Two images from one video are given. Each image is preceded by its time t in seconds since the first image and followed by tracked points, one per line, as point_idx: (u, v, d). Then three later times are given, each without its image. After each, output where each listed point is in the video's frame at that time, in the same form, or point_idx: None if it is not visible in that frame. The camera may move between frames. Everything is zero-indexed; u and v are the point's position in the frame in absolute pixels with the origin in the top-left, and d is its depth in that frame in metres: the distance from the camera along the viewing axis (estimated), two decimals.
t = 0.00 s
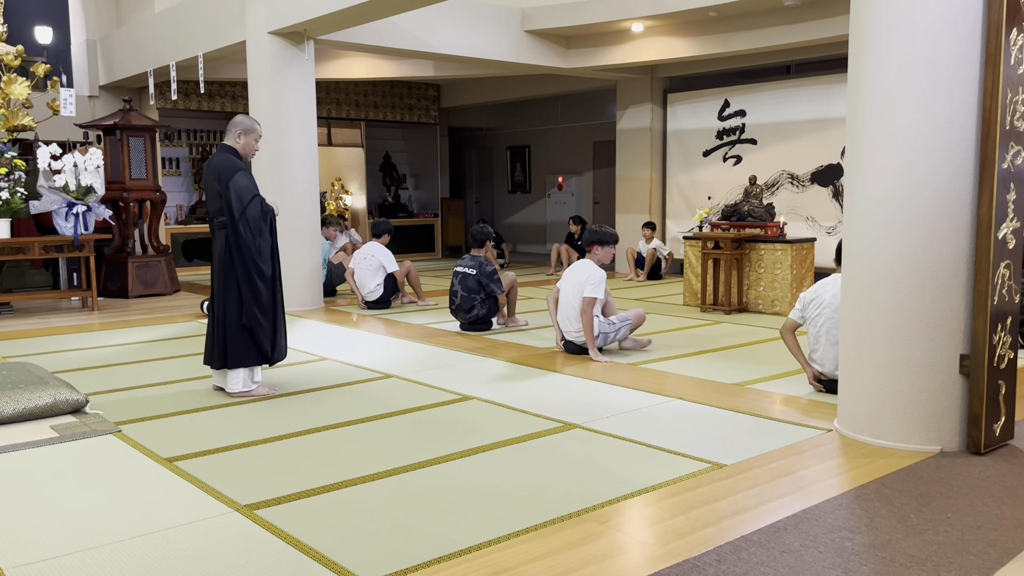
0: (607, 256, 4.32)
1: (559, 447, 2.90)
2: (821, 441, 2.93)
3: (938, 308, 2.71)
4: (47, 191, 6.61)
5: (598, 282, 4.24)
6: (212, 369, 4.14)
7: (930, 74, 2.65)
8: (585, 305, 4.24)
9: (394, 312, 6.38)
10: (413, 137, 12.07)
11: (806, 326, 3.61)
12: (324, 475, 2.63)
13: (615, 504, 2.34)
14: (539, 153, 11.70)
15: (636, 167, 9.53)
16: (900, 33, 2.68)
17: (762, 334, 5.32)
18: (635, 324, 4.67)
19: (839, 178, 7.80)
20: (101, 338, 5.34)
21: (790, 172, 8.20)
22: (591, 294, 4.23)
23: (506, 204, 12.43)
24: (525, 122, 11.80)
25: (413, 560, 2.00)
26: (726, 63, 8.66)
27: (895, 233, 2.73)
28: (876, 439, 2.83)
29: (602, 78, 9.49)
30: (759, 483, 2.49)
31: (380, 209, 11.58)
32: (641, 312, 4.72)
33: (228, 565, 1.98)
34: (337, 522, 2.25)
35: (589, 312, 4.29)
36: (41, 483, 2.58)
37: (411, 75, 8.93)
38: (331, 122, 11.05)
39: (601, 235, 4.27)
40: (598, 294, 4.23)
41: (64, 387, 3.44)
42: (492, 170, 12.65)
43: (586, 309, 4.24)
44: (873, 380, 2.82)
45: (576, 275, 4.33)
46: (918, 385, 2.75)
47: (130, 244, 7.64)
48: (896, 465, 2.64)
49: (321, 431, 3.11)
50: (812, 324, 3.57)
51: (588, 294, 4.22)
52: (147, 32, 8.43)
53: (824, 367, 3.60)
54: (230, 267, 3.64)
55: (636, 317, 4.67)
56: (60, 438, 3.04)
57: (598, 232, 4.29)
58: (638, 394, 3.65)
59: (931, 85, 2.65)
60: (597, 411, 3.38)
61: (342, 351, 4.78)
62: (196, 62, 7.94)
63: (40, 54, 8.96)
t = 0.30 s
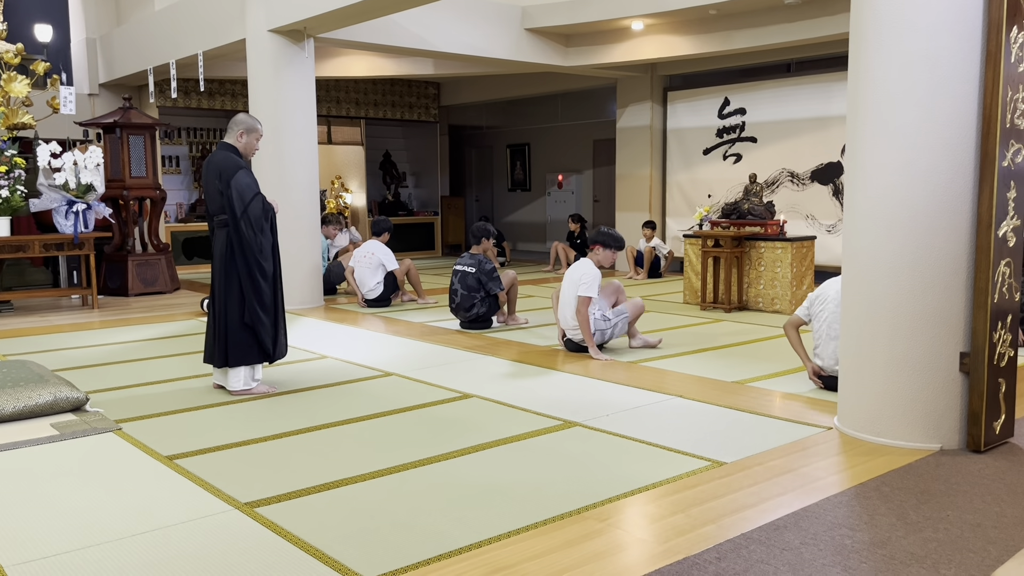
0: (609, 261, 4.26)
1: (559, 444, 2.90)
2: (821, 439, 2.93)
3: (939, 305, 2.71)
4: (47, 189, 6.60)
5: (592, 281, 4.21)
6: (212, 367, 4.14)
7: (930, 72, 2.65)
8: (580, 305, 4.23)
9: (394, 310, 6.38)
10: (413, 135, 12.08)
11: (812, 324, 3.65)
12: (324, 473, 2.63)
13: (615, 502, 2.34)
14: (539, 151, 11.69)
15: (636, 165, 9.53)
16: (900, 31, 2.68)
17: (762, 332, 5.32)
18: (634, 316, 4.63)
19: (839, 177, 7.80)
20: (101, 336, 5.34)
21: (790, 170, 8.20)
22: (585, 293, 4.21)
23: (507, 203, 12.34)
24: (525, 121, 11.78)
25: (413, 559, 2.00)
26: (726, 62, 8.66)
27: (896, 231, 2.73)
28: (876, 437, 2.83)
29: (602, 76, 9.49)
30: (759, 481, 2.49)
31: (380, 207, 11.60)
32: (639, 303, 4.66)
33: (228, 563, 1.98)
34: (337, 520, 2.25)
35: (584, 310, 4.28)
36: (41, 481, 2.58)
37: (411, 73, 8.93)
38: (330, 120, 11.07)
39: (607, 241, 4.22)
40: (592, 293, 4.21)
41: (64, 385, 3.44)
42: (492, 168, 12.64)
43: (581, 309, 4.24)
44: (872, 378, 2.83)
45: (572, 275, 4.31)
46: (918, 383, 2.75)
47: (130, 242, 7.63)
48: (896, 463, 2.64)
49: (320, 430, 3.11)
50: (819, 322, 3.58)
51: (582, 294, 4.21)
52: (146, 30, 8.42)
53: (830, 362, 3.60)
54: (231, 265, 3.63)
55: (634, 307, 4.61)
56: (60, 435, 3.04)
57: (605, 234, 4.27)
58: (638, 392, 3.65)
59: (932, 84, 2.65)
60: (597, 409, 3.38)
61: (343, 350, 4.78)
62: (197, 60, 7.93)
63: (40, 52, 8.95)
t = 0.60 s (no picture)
0: (596, 261, 4.22)
1: (559, 442, 2.90)
2: (821, 436, 2.93)
3: (939, 303, 2.71)
4: (47, 187, 6.59)
5: (577, 276, 4.30)
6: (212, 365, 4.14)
7: (931, 70, 2.65)
8: (569, 300, 4.29)
9: (394, 308, 6.38)
10: (413, 133, 12.07)
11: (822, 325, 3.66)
12: (324, 471, 2.62)
13: (616, 499, 2.34)
14: (540, 150, 11.68)
15: (636, 163, 9.52)
16: (901, 29, 2.67)
17: (763, 330, 5.32)
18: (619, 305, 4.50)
19: (840, 175, 7.80)
20: (102, 334, 5.34)
21: (791, 168, 8.20)
22: (572, 289, 4.29)
23: (505, 200, 12.45)
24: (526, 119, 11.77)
25: (413, 556, 2.00)
26: (726, 60, 8.66)
27: (897, 229, 2.73)
28: (877, 435, 2.83)
29: (602, 74, 9.49)
30: (760, 479, 2.49)
31: (380, 205, 11.59)
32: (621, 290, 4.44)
33: (229, 560, 1.98)
34: (336, 518, 2.25)
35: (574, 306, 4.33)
36: (41, 479, 2.58)
37: (411, 71, 8.92)
38: (331, 118, 11.07)
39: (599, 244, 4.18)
40: (579, 287, 4.28)
41: (65, 383, 3.44)
42: (492, 166, 12.62)
43: (571, 303, 4.28)
44: (872, 375, 2.83)
45: (562, 278, 4.41)
46: (919, 381, 2.75)
47: (131, 240, 7.63)
48: (896, 461, 2.64)
49: (320, 428, 3.11)
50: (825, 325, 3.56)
51: (569, 289, 4.28)
52: (147, 28, 8.42)
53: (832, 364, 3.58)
54: (232, 263, 3.64)
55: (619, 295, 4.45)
56: (61, 433, 3.04)
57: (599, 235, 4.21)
58: (639, 390, 3.65)
59: (932, 82, 2.65)
60: (598, 407, 3.38)
61: (343, 347, 4.78)
62: (197, 57, 7.92)
63: (40, 50, 8.95)
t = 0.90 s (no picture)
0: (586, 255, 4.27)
1: (559, 440, 2.90)
2: (821, 435, 2.93)
3: (940, 301, 2.70)
4: (48, 184, 6.60)
5: (564, 275, 4.38)
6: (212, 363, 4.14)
7: (932, 68, 2.65)
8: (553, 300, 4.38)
9: (395, 306, 6.38)
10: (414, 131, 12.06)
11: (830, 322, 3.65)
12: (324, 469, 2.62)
13: (616, 497, 2.34)
14: (541, 148, 11.68)
15: (637, 161, 9.51)
16: (902, 27, 2.67)
17: (763, 328, 5.32)
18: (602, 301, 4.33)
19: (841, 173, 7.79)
20: (102, 332, 5.34)
21: (792, 166, 8.19)
22: (555, 288, 4.38)
23: (506, 198, 12.46)
24: (527, 117, 11.76)
25: (413, 554, 2.00)
26: (727, 58, 8.65)
27: (898, 227, 2.73)
28: (877, 433, 2.83)
29: (603, 72, 9.48)
30: (760, 477, 2.49)
31: (381, 203, 11.55)
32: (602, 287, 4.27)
33: (229, 558, 1.98)
34: (337, 515, 2.25)
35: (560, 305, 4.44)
36: (42, 476, 2.58)
37: (412, 69, 8.92)
38: (332, 116, 11.06)
39: (586, 243, 4.21)
40: (563, 286, 4.36)
41: (65, 380, 3.44)
42: (493, 165, 12.61)
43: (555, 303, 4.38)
44: (873, 374, 2.83)
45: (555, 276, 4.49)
46: (920, 379, 2.74)
47: (131, 238, 7.63)
48: (897, 459, 2.63)
49: (320, 425, 3.11)
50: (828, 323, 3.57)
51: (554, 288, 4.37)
52: (148, 26, 8.41)
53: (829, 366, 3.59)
54: (233, 261, 3.64)
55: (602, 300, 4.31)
56: (62, 430, 3.05)
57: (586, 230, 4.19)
58: (639, 388, 3.65)
59: (933, 80, 2.65)
60: (598, 405, 3.38)
61: (344, 345, 4.78)
62: (198, 55, 7.92)
63: (41, 48, 8.94)
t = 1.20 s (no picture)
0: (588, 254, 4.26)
1: (560, 438, 2.90)
2: (822, 433, 2.93)
3: (941, 299, 2.70)
4: (49, 182, 6.60)
5: (564, 274, 4.42)
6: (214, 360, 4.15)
7: (934, 66, 2.64)
8: (552, 298, 4.40)
9: (396, 304, 6.38)
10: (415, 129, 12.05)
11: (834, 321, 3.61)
12: (325, 467, 2.63)
13: (617, 495, 2.34)
14: (541, 146, 11.68)
15: (639, 160, 9.51)
16: (904, 25, 2.67)
17: (765, 327, 5.32)
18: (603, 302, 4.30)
19: (843, 171, 7.79)
20: (103, 329, 5.34)
21: (793, 165, 8.19)
22: (553, 286, 4.41)
23: (507, 197, 12.48)
24: (528, 115, 11.75)
25: (413, 551, 2.00)
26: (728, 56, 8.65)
27: (899, 226, 2.73)
28: (878, 431, 2.83)
29: (605, 70, 9.48)
30: (761, 475, 2.49)
31: (382, 202, 11.53)
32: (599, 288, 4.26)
33: (230, 556, 1.98)
34: (337, 514, 2.24)
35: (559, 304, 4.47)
36: (44, 474, 2.58)
37: (413, 67, 8.91)
38: (333, 114, 11.05)
39: (586, 241, 4.22)
40: (561, 284, 4.40)
41: (67, 377, 3.45)
42: (494, 163, 12.60)
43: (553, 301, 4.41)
44: (874, 372, 2.82)
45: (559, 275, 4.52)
46: (920, 378, 2.74)
47: (132, 235, 7.63)
48: (897, 458, 2.63)
49: (321, 423, 3.11)
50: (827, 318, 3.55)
51: (554, 286, 4.40)
52: (149, 23, 8.41)
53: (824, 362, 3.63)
54: (234, 259, 3.64)
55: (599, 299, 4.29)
56: (63, 428, 3.05)
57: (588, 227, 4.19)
58: (640, 386, 3.65)
59: (935, 78, 2.64)
60: (599, 403, 3.38)
61: (345, 343, 4.78)
62: (199, 53, 7.92)
63: (43, 45, 8.94)
